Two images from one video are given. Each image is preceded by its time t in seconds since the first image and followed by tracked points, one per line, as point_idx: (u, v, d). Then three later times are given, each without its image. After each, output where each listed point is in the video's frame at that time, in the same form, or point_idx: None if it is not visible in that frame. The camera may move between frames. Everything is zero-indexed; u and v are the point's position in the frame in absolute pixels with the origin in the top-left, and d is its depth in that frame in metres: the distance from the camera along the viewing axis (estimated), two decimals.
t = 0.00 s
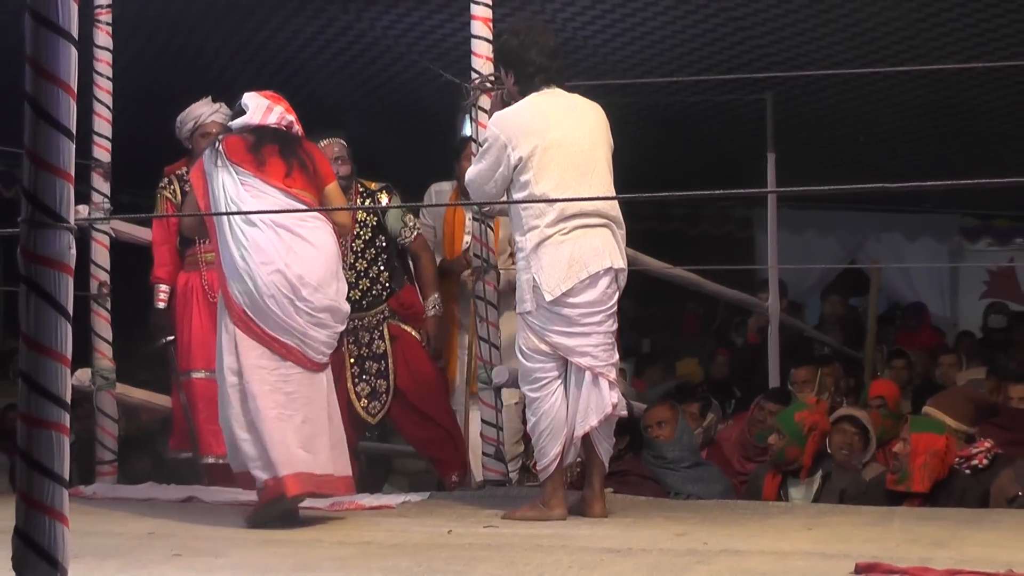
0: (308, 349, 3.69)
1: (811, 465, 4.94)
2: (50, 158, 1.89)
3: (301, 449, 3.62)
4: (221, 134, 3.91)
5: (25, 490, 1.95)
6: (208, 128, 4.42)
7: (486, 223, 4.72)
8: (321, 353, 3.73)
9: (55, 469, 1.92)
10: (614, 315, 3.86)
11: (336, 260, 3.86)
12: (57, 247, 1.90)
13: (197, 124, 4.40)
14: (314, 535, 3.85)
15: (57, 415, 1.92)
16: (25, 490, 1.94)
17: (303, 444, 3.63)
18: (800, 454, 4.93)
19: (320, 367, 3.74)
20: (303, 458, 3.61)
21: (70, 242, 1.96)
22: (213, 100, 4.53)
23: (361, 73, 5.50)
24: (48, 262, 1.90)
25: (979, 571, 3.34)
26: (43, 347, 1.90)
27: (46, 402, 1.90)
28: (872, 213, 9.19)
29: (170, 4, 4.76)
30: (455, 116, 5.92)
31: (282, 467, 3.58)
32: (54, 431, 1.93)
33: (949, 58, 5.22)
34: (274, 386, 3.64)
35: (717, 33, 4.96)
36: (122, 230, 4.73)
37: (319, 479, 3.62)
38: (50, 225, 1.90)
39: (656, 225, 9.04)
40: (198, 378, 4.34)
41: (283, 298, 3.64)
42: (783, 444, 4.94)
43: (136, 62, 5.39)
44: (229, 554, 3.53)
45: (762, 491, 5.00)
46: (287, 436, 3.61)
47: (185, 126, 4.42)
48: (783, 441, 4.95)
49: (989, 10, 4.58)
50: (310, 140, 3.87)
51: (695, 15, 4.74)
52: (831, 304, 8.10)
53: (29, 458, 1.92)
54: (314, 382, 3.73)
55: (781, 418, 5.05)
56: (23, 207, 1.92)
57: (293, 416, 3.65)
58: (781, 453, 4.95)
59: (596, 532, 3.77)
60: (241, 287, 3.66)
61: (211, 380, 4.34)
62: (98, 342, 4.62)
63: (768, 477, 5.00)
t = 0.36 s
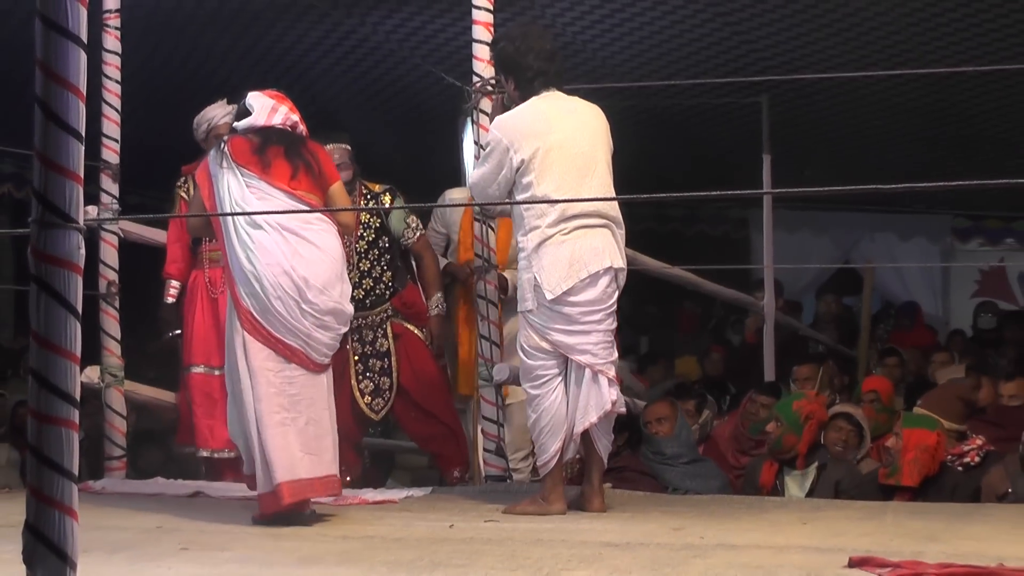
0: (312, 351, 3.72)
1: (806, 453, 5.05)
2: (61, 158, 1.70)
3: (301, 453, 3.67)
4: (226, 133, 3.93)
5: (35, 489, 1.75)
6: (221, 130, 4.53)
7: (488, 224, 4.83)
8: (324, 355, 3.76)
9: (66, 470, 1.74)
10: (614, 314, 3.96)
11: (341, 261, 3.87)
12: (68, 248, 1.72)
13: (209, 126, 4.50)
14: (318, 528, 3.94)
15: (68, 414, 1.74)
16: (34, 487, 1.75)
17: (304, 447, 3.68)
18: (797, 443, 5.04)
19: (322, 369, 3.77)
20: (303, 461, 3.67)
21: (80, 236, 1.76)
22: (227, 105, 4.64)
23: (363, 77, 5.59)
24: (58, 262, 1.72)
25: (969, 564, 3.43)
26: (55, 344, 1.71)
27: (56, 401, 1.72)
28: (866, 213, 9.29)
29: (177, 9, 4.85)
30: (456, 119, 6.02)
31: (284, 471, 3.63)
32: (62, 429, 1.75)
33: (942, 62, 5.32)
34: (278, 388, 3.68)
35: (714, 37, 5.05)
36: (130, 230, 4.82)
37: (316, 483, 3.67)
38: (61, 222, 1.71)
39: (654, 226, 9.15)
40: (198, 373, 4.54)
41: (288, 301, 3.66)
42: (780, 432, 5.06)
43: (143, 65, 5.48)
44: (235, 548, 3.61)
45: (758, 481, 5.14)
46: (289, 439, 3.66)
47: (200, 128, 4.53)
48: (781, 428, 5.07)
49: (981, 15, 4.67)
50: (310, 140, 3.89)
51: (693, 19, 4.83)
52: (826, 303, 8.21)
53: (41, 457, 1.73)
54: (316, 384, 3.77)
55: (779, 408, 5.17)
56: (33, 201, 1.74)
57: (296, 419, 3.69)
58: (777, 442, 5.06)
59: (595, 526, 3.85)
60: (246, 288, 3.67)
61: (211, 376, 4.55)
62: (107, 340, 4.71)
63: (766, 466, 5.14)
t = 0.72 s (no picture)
0: (316, 357, 3.81)
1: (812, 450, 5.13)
2: (70, 159, 1.73)
3: (301, 457, 3.79)
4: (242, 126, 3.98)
5: (46, 481, 1.77)
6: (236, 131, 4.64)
7: (490, 224, 4.92)
8: (328, 360, 3.85)
9: (77, 465, 1.75)
10: (614, 312, 4.06)
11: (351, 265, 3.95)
12: (79, 247, 1.75)
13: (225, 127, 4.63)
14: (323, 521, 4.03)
15: (78, 410, 1.76)
16: (45, 480, 1.76)
17: (304, 451, 3.80)
18: (802, 441, 5.09)
19: (326, 374, 3.86)
20: (303, 465, 3.79)
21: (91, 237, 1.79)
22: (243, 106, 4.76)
23: (366, 79, 5.68)
24: (69, 262, 1.75)
25: (960, 555, 3.52)
26: (65, 341, 1.73)
27: (66, 396, 1.75)
28: (861, 213, 9.39)
29: (186, 12, 4.94)
30: (459, 122, 6.11)
31: (286, 477, 3.76)
32: (73, 424, 1.77)
33: (936, 64, 5.41)
34: (280, 393, 3.78)
35: (713, 40, 5.14)
36: (140, 230, 4.92)
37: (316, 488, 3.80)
38: (70, 221, 1.73)
39: (653, 225, 9.25)
40: (206, 370, 4.66)
41: (294, 308, 3.74)
42: (786, 429, 5.10)
43: (150, 67, 5.57)
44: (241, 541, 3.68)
45: (762, 475, 5.23)
46: (290, 444, 3.77)
47: (216, 129, 4.65)
48: (787, 425, 5.10)
49: (975, 18, 4.76)
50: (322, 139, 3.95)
51: (691, 23, 4.93)
52: (822, 301, 8.32)
53: (52, 451, 1.76)
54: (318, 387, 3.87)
55: (784, 404, 5.18)
56: (45, 204, 1.76)
57: (298, 423, 3.80)
58: (783, 438, 5.10)
59: (594, 521, 3.93)
60: (254, 294, 3.77)
61: (219, 373, 4.67)
62: (117, 337, 4.81)
63: (768, 463, 5.23)
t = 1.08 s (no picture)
0: (327, 353, 3.88)
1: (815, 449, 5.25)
2: (79, 160, 1.66)
3: (304, 453, 3.88)
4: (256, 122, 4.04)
5: (55, 477, 1.70)
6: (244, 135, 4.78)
7: (492, 225, 5.00)
8: (340, 356, 3.92)
9: (87, 461, 1.69)
10: (614, 310, 4.15)
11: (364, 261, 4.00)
12: (88, 248, 1.68)
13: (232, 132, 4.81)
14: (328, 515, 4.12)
15: (89, 407, 1.69)
16: (54, 476, 1.70)
17: (307, 448, 3.89)
18: (804, 440, 5.20)
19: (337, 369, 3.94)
20: (305, 461, 3.88)
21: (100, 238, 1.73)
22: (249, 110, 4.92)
23: (367, 81, 5.78)
24: (78, 262, 1.68)
25: (952, 548, 3.61)
26: (76, 340, 1.67)
27: (76, 394, 1.68)
28: (856, 212, 9.49)
29: (193, 16, 5.04)
30: (460, 124, 6.21)
31: (288, 473, 3.85)
32: (83, 422, 1.70)
33: (929, 66, 5.51)
34: (290, 390, 3.87)
35: (710, 43, 5.23)
36: (148, 231, 5.01)
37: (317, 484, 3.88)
38: (80, 222, 1.67)
39: (651, 225, 9.34)
40: (214, 368, 4.73)
41: (306, 305, 3.81)
42: (788, 431, 5.18)
43: (155, 70, 5.67)
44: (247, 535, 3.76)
45: (760, 476, 5.34)
46: (294, 441, 3.86)
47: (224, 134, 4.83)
48: (789, 426, 5.19)
49: (967, 21, 4.85)
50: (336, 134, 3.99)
51: (688, 27, 5.02)
52: (818, 299, 8.42)
53: (61, 448, 1.69)
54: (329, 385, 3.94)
55: (785, 404, 5.26)
56: (54, 205, 1.70)
57: (305, 419, 3.89)
58: (785, 439, 5.19)
59: (593, 515, 4.02)
60: (267, 291, 3.84)
61: (227, 370, 4.74)
62: (126, 337, 4.91)
63: (768, 463, 5.32)
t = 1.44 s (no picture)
0: (350, 348, 3.88)
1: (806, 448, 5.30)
2: (84, 162, 1.59)
3: (324, 447, 3.87)
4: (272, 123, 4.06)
5: (60, 474, 1.64)
6: (248, 136, 4.90)
7: (493, 225, 5.06)
8: (365, 351, 3.92)
9: (92, 459, 1.63)
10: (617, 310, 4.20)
11: (387, 257, 4.00)
12: (94, 249, 1.62)
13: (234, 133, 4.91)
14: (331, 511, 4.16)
15: (94, 407, 1.62)
16: (59, 474, 1.64)
17: (328, 441, 3.88)
18: (796, 438, 5.27)
19: (361, 363, 3.93)
20: (326, 455, 3.87)
21: (105, 239, 1.66)
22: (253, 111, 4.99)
23: (369, 83, 5.82)
24: (83, 262, 1.62)
25: (949, 547, 3.65)
26: (79, 339, 1.60)
27: (80, 393, 1.62)
28: (854, 213, 9.53)
29: (197, 18, 5.08)
30: (461, 125, 6.26)
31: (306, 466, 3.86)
32: (87, 420, 1.63)
33: (927, 69, 5.57)
34: (313, 383, 3.87)
35: (709, 45, 5.27)
36: (153, 231, 5.06)
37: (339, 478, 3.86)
38: (85, 223, 1.60)
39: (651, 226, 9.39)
40: (216, 367, 4.81)
41: (329, 299, 3.82)
42: (778, 430, 5.26)
43: (158, 71, 5.70)
44: (250, 533, 3.78)
45: (755, 474, 5.37)
46: (313, 435, 3.85)
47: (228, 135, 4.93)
48: (781, 424, 5.28)
49: (964, 24, 4.91)
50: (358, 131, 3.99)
51: (688, 29, 5.06)
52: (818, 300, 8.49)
53: (65, 446, 1.63)
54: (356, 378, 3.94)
55: (777, 403, 5.36)
56: (59, 204, 1.64)
57: (327, 413, 3.88)
58: (776, 438, 5.27)
59: (593, 514, 4.05)
60: (289, 285, 3.84)
61: (230, 370, 4.82)
62: (130, 336, 4.95)
63: (761, 461, 5.36)
